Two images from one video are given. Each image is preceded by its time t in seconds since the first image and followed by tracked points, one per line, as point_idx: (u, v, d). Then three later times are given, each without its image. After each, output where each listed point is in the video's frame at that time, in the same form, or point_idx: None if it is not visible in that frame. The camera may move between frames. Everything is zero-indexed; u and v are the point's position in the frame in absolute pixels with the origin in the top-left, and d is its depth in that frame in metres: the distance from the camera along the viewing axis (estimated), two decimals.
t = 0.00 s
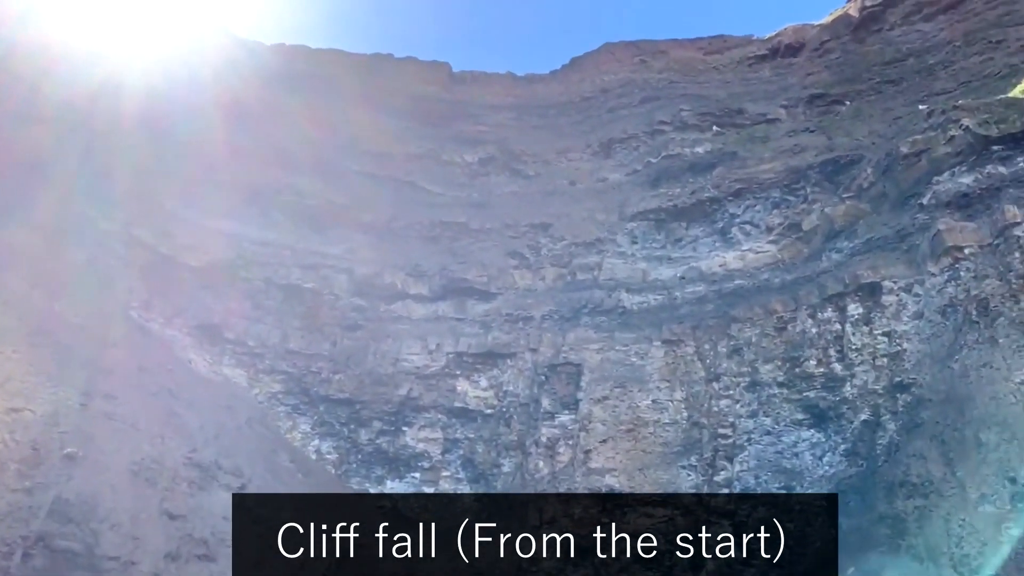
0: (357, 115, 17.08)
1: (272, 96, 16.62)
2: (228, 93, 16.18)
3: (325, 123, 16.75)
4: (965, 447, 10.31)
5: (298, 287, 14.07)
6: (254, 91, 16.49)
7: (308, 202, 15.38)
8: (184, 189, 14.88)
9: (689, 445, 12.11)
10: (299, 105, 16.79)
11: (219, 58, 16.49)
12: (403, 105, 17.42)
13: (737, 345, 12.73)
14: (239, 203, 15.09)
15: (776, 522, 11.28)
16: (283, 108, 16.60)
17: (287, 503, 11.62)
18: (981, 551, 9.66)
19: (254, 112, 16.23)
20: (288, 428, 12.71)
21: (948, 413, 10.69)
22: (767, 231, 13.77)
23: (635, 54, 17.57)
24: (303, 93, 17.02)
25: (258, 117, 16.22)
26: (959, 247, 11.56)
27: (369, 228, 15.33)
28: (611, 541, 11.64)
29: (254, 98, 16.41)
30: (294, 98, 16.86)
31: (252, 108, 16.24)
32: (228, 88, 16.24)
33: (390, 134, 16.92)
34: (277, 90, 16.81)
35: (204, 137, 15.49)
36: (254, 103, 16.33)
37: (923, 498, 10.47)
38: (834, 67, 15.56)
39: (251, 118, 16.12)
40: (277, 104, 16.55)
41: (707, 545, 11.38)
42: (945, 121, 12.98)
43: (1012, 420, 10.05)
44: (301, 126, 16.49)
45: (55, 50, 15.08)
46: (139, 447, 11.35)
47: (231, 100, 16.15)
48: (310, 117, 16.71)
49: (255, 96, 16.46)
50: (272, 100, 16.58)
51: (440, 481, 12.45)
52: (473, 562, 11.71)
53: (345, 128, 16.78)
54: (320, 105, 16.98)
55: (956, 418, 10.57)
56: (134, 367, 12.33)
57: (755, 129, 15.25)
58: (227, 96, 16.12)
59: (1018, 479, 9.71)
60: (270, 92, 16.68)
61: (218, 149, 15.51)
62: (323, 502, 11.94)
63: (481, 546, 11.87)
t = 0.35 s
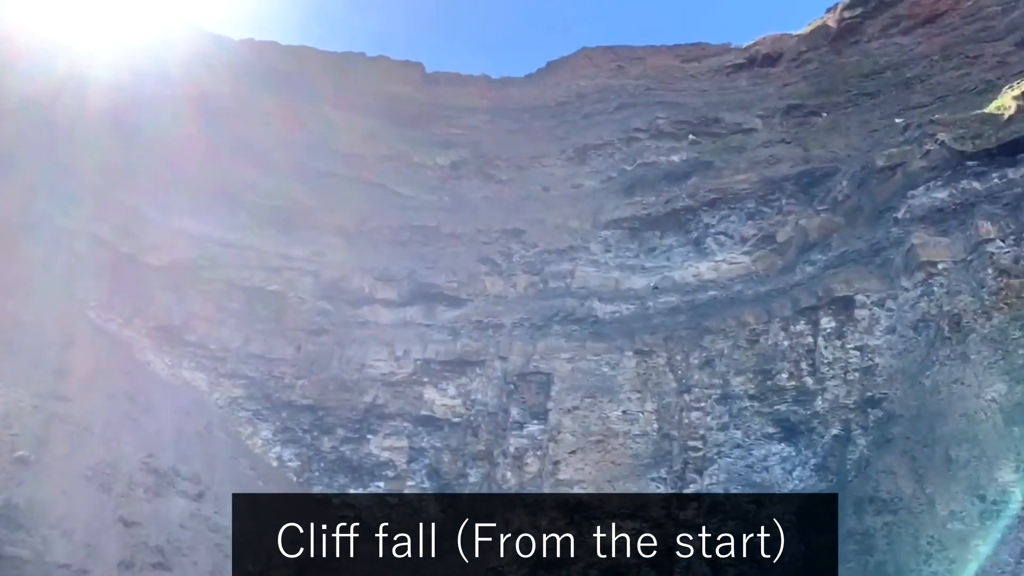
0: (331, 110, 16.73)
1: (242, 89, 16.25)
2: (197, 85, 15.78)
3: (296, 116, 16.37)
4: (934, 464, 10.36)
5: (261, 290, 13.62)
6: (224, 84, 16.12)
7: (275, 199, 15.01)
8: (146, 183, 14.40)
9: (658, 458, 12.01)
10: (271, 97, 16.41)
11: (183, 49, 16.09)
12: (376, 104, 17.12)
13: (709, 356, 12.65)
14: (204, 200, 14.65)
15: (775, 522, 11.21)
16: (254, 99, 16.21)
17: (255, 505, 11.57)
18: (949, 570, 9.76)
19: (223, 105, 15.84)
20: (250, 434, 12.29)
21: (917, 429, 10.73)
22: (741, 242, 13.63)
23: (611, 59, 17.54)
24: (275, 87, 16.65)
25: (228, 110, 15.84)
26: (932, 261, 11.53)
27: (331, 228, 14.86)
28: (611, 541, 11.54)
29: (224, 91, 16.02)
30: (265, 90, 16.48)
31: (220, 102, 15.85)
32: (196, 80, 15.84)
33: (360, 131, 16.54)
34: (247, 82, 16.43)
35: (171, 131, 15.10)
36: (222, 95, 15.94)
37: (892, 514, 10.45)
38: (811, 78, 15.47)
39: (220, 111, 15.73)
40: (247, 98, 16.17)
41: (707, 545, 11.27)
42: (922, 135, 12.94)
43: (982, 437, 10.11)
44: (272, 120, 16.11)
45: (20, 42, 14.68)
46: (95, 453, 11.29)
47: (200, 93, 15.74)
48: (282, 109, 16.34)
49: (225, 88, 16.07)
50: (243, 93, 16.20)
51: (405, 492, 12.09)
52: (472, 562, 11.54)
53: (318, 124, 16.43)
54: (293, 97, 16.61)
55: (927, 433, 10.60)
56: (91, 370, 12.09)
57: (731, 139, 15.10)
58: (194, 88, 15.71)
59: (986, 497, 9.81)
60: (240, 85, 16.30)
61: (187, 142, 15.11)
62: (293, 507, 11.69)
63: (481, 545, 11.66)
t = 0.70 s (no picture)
0: (307, 110, 16.47)
1: (216, 86, 15.94)
2: (170, 81, 15.46)
3: (271, 116, 16.11)
4: (904, 479, 10.16)
5: (224, 289, 13.32)
6: (197, 80, 15.80)
7: (246, 197, 14.67)
8: (114, 181, 14.07)
9: (628, 469, 11.82)
10: (245, 96, 16.12)
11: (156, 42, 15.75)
12: (352, 104, 16.86)
13: (681, 367, 12.46)
14: (174, 199, 14.34)
15: (776, 522, 10.98)
16: (229, 97, 15.91)
17: (215, 512, 11.29)
18: None
19: (197, 101, 15.52)
20: (210, 439, 11.99)
21: (888, 444, 10.52)
22: (715, 252, 13.47)
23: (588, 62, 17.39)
24: (250, 84, 16.34)
25: (201, 105, 15.52)
26: (906, 274, 11.42)
27: (301, 229, 14.56)
28: (611, 541, 11.39)
29: (197, 87, 15.71)
30: (240, 88, 16.18)
31: (194, 97, 15.53)
32: (169, 75, 15.53)
33: (336, 131, 16.26)
34: (221, 77, 16.11)
35: (143, 125, 14.76)
36: (195, 91, 15.63)
37: (861, 530, 10.21)
38: (788, 87, 15.35)
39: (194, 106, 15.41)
40: (221, 95, 15.87)
41: (707, 545, 11.13)
42: (897, 147, 12.81)
43: (952, 454, 9.95)
44: (247, 119, 15.84)
45: None
46: (48, 457, 10.83)
47: (173, 88, 15.42)
48: (257, 108, 16.06)
49: (198, 84, 15.75)
50: (216, 90, 15.90)
51: (368, 500, 11.87)
52: (473, 562, 11.41)
53: (293, 125, 16.16)
54: (268, 97, 16.34)
55: (898, 448, 10.40)
56: (46, 370, 11.61)
57: (707, 147, 14.94)
58: (167, 83, 15.39)
59: (956, 513, 9.59)
60: (214, 81, 15.99)
61: (159, 138, 14.78)
62: (253, 515, 11.47)
63: (481, 545, 11.50)
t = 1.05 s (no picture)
0: (292, 110, 16.18)
1: (198, 85, 15.73)
2: (149, 79, 15.29)
3: (254, 115, 15.83)
4: (888, 490, 9.97)
5: (195, 290, 12.97)
6: (179, 79, 15.60)
7: (223, 196, 14.34)
8: (90, 175, 13.75)
9: (609, 478, 11.59)
10: (228, 95, 15.87)
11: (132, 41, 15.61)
12: (337, 105, 16.56)
13: (663, 375, 12.24)
14: (149, 194, 13.97)
15: (776, 522, 10.71)
16: (211, 96, 15.68)
17: (184, 518, 10.91)
18: None
19: (177, 100, 15.30)
20: (179, 443, 11.71)
21: (872, 456, 10.35)
22: (699, 258, 13.27)
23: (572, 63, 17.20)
24: (234, 84, 16.12)
25: (182, 103, 15.30)
26: (891, 283, 11.25)
27: (276, 229, 14.22)
28: (611, 541, 11.13)
29: (177, 85, 15.49)
30: (223, 87, 15.94)
31: (174, 96, 15.32)
32: (150, 74, 15.36)
33: (318, 131, 15.91)
34: (203, 77, 15.91)
35: (119, 122, 14.53)
36: (176, 90, 15.42)
37: (844, 542, 9.96)
38: (775, 93, 15.18)
39: (174, 104, 15.19)
40: (203, 94, 15.65)
41: (707, 545, 10.86)
42: (884, 154, 12.56)
43: (935, 465, 9.80)
44: (229, 118, 15.56)
45: None
46: (11, 460, 10.38)
47: (151, 85, 15.21)
48: (240, 107, 15.81)
49: (180, 83, 15.55)
50: (198, 89, 15.68)
51: (342, 508, 11.62)
52: (474, 562, 11.14)
53: (277, 124, 15.85)
54: (252, 96, 16.09)
55: (881, 460, 10.23)
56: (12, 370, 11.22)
57: (692, 152, 14.74)
58: (146, 81, 15.19)
59: (939, 526, 9.42)
60: (196, 81, 15.78)
61: (136, 134, 14.52)
62: (222, 522, 11.14)
63: (482, 545, 11.22)
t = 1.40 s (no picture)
0: (269, 108, 15.85)
1: (172, 81, 15.46)
2: (122, 74, 15.07)
3: (229, 113, 15.51)
4: (860, 505, 9.84)
5: (158, 289, 12.60)
6: (152, 75, 15.34)
7: (190, 192, 13.97)
8: (53, 167, 13.50)
9: (579, 488, 11.29)
10: (203, 91, 15.57)
11: (104, 39, 15.43)
12: (314, 105, 16.19)
13: (636, 384, 12.02)
14: (114, 189, 13.60)
15: (776, 522, 10.44)
16: (185, 92, 15.40)
17: (140, 524, 10.55)
18: None
19: (149, 96, 15.04)
20: (137, 446, 11.38)
21: (845, 467, 10.26)
22: (674, 266, 13.07)
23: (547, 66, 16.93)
24: (208, 77, 15.84)
25: (153, 96, 15.04)
26: (866, 295, 11.10)
27: (242, 228, 13.80)
28: (611, 541, 10.84)
29: (148, 77, 15.24)
30: (199, 83, 15.66)
31: (146, 91, 15.06)
32: (120, 68, 15.14)
33: (292, 133, 15.56)
34: (178, 73, 15.64)
35: (87, 118, 14.28)
36: (148, 86, 15.17)
37: (815, 556, 9.90)
38: (753, 100, 15.03)
39: (145, 99, 14.92)
40: (178, 90, 15.37)
41: (707, 545, 10.63)
42: (861, 164, 12.37)
43: (908, 479, 9.69)
44: (203, 113, 15.25)
45: None
46: None
47: (120, 79, 14.99)
48: (215, 104, 15.52)
49: (152, 75, 15.30)
50: (173, 85, 15.41)
51: (303, 514, 11.33)
52: (475, 562, 10.86)
53: (251, 123, 15.52)
54: (229, 94, 15.80)
55: (853, 473, 10.13)
56: None
57: (669, 158, 14.55)
58: (115, 75, 14.98)
59: (909, 541, 9.31)
60: (171, 77, 15.52)
61: (103, 127, 14.28)
62: (179, 527, 10.76)
63: (481, 545, 10.96)
